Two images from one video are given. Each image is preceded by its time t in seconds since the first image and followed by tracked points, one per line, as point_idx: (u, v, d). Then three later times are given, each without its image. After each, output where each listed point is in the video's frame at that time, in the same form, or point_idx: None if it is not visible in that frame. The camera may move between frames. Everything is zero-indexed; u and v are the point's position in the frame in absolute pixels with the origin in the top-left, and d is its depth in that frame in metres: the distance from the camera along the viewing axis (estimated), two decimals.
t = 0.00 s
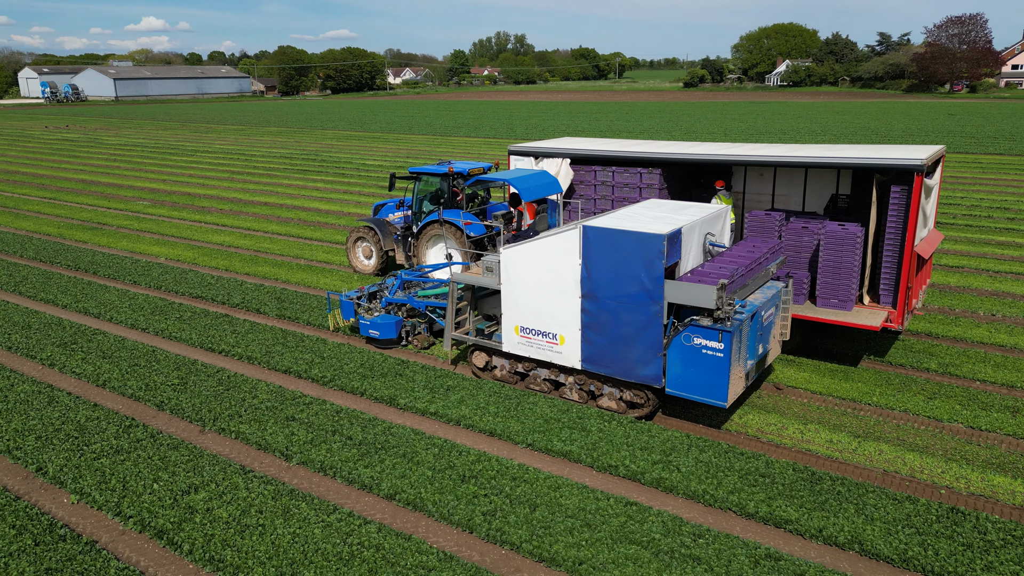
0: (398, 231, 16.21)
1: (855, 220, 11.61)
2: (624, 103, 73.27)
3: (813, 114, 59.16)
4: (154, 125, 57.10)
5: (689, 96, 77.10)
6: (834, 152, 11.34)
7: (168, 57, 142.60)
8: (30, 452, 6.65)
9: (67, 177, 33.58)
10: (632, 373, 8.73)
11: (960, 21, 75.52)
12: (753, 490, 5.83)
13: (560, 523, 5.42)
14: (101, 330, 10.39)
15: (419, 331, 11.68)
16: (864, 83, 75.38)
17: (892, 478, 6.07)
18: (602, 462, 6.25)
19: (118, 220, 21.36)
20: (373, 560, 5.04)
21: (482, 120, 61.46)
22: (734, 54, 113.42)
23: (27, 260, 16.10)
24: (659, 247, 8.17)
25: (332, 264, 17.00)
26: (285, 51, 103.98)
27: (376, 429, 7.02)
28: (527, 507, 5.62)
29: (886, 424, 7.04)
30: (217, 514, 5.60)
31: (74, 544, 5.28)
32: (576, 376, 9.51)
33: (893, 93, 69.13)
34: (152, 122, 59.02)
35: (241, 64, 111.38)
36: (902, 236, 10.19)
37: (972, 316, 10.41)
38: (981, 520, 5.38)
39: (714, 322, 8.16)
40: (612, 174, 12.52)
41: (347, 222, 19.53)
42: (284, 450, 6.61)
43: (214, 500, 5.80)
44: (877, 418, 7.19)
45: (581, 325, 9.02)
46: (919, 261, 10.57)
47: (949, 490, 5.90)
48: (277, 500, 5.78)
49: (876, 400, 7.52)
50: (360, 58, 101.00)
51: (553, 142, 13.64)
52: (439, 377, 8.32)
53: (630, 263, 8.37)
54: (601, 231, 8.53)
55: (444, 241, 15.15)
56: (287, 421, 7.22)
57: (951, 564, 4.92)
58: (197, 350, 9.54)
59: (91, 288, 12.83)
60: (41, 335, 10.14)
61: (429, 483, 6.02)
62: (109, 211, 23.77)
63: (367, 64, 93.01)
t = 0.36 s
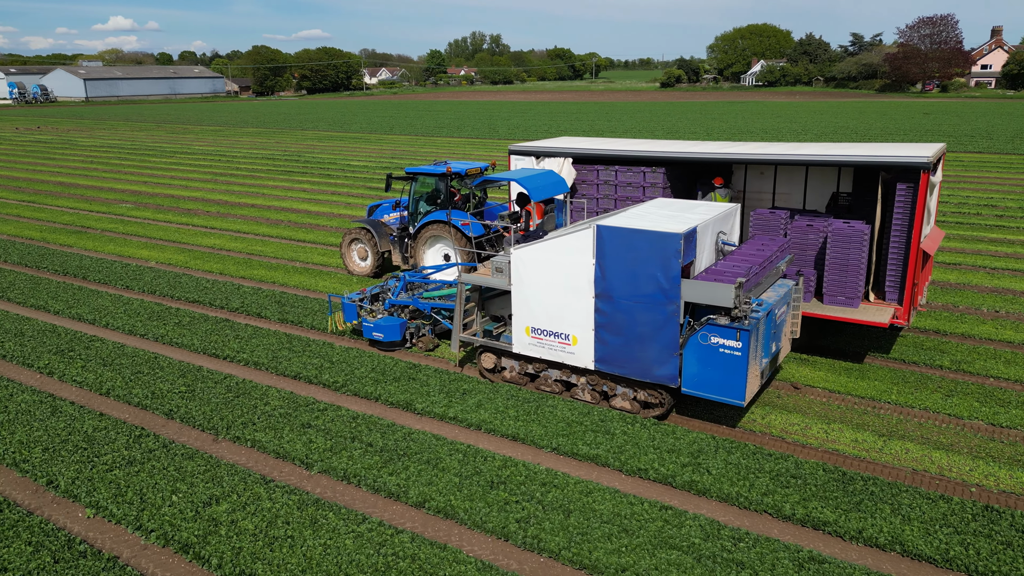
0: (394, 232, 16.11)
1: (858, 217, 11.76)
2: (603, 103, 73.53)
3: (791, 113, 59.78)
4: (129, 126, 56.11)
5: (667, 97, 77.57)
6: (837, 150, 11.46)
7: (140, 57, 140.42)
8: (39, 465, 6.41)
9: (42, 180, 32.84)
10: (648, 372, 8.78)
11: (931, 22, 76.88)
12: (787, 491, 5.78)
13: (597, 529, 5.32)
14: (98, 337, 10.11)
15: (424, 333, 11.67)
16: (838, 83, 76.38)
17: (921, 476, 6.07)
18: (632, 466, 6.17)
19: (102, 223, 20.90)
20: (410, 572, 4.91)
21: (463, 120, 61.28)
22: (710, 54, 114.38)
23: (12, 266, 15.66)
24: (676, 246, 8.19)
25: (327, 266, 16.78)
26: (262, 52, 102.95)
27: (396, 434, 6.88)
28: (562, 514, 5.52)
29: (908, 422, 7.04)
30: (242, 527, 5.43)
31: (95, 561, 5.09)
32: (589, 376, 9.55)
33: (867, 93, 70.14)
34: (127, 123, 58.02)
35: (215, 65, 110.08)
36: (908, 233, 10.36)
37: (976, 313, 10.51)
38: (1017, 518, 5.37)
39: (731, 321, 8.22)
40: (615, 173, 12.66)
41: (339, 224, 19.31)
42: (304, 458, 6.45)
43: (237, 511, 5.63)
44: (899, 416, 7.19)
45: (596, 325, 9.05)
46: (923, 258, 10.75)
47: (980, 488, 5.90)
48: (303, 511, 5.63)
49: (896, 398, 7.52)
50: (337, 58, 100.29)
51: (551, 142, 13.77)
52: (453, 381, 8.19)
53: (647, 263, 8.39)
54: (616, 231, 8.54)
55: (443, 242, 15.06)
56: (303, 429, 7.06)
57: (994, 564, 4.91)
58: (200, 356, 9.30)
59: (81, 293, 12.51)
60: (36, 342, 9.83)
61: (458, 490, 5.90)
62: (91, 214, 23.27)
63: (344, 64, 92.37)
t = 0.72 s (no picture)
0: (387, 234, 15.88)
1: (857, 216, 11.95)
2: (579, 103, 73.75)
3: (766, 113, 60.43)
4: (101, 128, 55.00)
5: (643, 97, 78.01)
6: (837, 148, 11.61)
7: (108, 57, 137.98)
8: (46, 479, 6.19)
9: (12, 183, 32.01)
10: (660, 372, 8.85)
11: (899, 23, 78.24)
12: (817, 491, 5.75)
13: (632, 534, 5.24)
14: (92, 344, 9.83)
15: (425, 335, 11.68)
16: (810, 83, 77.38)
17: (946, 474, 6.09)
18: (658, 469, 6.10)
19: (81, 227, 20.40)
20: None
21: (442, 121, 61.01)
22: (684, 55, 115.41)
23: None
24: (689, 245, 8.29)
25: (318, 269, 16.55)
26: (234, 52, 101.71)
27: (414, 440, 6.75)
28: (594, 519, 5.44)
29: (926, 419, 7.07)
30: (267, 539, 5.28)
31: None
32: (598, 377, 9.62)
33: (838, 93, 71.18)
34: (98, 124, 56.83)
35: (187, 65, 108.48)
36: (909, 230, 10.56)
37: (976, 309, 10.63)
38: None
39: (744, 319, 8.32)
40: (615, 173, 12.72)
41: (328, 225, 19.06)
42: (323, 466, 6.29)
43: (260, 523, 5.48)
44: (916, 413, 7.21)
45: (607, 325, 9.11)
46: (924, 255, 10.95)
47: (1004, 484, 5.94)
48: (328, 521, 5.49)
49: (911, 396, 7.55)
50: (312, 58, 99.38)
51: (548, 142, 13.77)
52: (466, 384, 8.07)
53: (659, 263, 8.49)
54: (628, 230, 8.62)
55: (439, 243, 14.92)
56: (318, 436, 6.90)
57: None
58: (201, 363, 9.07)
59: (69, 299, 12.15)
60: (27, 350, 9.51)
61: (485, 497, 5.79)
62: (69, 217, 22.72)
63: (318, 64, 91.55)
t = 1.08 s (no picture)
0: (378, 235, 15.69)
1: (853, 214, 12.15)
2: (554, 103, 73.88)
3: (741, 112, 61.05)
4: (70, 129, 53.79)
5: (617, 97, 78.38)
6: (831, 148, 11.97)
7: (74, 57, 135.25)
8: (52, 492, 5.96)
9: None
10: (669, 371, 8.90)
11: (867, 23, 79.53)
12: (843, 490, 5.74)
13: (665, 537, 5.18)
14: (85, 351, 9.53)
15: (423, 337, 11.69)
16: (781, 83, 78.37)
17: (967, 470, 6.12)
18: (683, 470, 6.06)
19: (59, 230, 19.88)
20: None
21: (419, 121, 60.66)
22: (656, 55, 116.27)
23: None
24: (698, 244, 8.35)
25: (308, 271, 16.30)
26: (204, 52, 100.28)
27: (432, 445, 6.63)
28: (625, 522, 5.37)
29: (940, 415, 7.11)
30: (292, 550, 5.13)
31: None
32: (605, 377, 9.65)
33: (809, 93, 72.18)
34: (66, 125, 55.54)
35: (156, 66, 106.71)
36: (907, 226, 10.77)
37: (972, 305, 10.77)
38: None
39: (754, 318, 8.37)
40: (612, 171, 12.97)
41: (315, 227, 18.80)
42: (341, 474, 6.15)
43: (283, 534, 5.33)
44: (929, 410, 7.26)
45: (614, 325, 9.16)
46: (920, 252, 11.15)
47: None
48: (353, 530, 5.35)
49: (922, 392, 7.60)
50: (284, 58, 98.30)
51: (542, 141, 13.97)
52: (477, 387, 7.97)
53: (668, 261, 8.54)
54: (636, 229, 8.67)
55: (434, 243, 14.79)
56: (332, 442, 6.75)
57: None
58: (201, 370, 8.84)
59: (55, 305, 11.80)
60: (17, 359, 9.19)
61: (511, 502, 5.69)
62: (44, 220, 22.13)
63: (290, 64, 90.62)
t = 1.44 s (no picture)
0: (370, 236, 15.49)
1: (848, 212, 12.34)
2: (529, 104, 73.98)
3: (716, 112, 61.64)
4: (38, 130, 52.58)
5: (592, 97, 78.67)
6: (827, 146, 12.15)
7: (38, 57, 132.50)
8: (61, 506, 5.76)
9: None
10: (678, 370, 8.93)
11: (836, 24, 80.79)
12: (868, 489, 5.74)
13: (698, 540, 5.13)
14: (78, 359, 9.26)
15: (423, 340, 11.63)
16: (753, 83, 79.28)
17: (985, 466, 6.16)
18: (706, 471, 6.02)
19: (36, 235, 19.37)
20: None
21: (396, 121, 60.28)
22: (629, 56, 117.07)
23: None
24: (708, 242, 8.38)
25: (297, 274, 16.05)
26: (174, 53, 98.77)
27: (450, 450, 6.52)
28: (655, 526, 5.31)
29: (953, 411, 7.16)
30: (318, 562, 5.00)
31: None
32: (611, 376, 9.66)
33: (781, 93, 73.16)
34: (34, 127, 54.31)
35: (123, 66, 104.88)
36: (904, 223, 10.97)
37: (968, 302, 10.91)
38: None
39: (763, 315, 8.48)
40: (609, 171, 13.12)
41: (302, 229, 18.53)
42: (361, 482, 6.02)
43: (307, 545, 5.19)
44: (941, 406, 7.31)
45: (622, 324, 9.17)
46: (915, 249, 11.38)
47: None
48: (379, 540, 5.23)
49: (932, 388, 7.65)
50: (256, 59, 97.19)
51: (537, 141, 14.08)
52: (488, 390, 7.87)
53: (677, 260, 8.57)
54: (644, 228, 8.68)
55: (426, 244, 14.61)
56: (347, 449, 6.61)
57: None
58: (202, 377, 8.63)
59: (41, 311, 11.47)
60: (7, 367, 8.89)
61: (538, 507, 5.60)
62: (19, 224, 21.57)
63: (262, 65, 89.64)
